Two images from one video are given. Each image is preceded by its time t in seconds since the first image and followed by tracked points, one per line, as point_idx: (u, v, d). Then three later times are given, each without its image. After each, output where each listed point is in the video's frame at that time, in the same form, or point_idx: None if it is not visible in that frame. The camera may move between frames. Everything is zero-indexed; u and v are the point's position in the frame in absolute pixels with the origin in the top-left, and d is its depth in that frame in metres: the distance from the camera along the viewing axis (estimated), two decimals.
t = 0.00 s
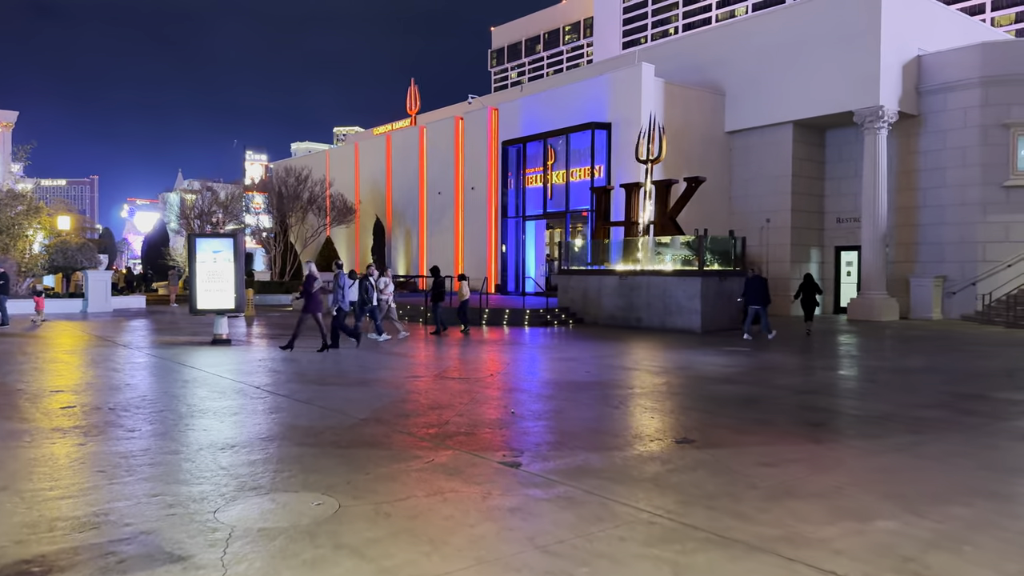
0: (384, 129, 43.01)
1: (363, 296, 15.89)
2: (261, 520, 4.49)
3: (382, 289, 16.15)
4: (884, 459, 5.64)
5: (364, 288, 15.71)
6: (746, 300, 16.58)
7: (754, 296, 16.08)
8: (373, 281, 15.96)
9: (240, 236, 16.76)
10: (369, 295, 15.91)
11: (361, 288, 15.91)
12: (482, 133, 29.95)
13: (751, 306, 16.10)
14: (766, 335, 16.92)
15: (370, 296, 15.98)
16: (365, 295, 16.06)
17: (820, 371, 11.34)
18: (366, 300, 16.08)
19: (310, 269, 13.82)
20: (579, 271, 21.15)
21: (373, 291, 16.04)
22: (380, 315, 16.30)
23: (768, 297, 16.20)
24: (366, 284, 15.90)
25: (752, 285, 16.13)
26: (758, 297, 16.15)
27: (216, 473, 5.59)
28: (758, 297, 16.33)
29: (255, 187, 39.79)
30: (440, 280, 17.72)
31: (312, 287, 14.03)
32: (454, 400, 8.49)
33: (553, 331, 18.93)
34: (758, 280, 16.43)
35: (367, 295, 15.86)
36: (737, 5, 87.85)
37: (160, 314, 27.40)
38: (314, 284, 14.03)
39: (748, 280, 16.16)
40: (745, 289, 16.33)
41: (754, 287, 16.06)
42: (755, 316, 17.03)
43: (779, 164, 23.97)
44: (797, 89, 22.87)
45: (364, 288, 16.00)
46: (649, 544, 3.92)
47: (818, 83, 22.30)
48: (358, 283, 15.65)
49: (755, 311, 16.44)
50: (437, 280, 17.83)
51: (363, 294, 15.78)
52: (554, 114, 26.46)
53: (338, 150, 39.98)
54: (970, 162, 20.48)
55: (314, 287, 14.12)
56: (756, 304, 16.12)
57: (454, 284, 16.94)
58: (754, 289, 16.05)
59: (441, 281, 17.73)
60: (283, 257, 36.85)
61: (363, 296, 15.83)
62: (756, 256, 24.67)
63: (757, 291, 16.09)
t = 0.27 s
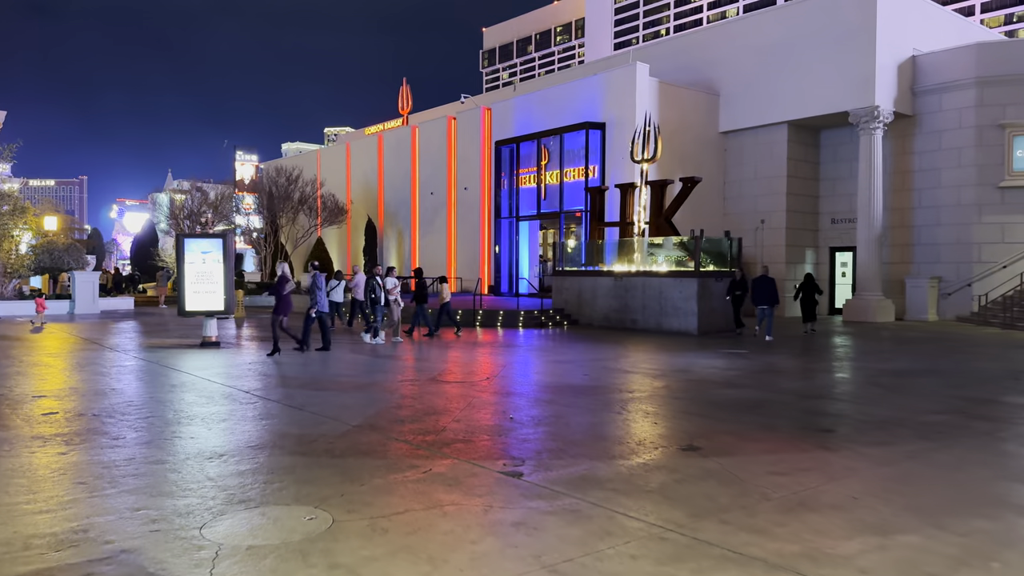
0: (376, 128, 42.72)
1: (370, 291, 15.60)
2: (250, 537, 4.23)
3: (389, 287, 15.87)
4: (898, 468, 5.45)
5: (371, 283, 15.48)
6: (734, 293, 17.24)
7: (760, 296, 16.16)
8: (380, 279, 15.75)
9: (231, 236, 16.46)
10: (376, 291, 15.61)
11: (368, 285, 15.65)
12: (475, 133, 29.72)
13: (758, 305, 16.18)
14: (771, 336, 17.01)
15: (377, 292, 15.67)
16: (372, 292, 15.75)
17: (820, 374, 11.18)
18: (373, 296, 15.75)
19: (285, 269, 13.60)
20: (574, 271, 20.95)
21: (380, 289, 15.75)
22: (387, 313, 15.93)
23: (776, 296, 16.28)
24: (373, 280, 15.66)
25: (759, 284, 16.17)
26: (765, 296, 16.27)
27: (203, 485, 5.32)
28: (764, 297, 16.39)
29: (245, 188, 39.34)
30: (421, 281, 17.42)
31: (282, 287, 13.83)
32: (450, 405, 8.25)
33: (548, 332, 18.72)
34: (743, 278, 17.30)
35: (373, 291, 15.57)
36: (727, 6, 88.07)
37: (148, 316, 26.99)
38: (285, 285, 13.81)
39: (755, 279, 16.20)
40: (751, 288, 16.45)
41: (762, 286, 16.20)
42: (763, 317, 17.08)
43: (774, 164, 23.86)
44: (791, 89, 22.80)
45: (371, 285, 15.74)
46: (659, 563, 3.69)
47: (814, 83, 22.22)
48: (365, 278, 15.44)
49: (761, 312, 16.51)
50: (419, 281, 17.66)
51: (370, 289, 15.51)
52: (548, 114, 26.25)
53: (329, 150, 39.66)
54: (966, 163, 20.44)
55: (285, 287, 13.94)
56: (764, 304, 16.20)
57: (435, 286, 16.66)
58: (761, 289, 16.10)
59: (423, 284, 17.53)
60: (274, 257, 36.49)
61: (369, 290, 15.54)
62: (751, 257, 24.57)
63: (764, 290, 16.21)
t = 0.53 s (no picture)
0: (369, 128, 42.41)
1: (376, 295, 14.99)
2: (233, 555, 3.95)
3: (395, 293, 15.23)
4: (914, 476, 5.24)
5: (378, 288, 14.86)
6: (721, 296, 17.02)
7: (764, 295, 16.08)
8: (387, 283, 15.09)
9: (220, 236, 16.12)
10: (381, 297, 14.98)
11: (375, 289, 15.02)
12: (468, 132, 29.45)
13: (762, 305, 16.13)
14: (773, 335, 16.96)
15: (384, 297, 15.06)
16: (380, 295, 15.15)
17: (822, 376, 10.98)
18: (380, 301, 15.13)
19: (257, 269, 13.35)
20: (569, 272, 20.72)
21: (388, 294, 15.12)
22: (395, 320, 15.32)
23: (780, 295, 16.30)
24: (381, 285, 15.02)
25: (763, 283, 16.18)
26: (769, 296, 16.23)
27: (185, 497, 5.04)
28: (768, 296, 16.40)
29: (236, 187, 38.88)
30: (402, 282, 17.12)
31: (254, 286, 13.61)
32: (446, 409, 7.98)
33: (543, 333, 18.49)
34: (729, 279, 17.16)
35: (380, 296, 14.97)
36: (720, 7, 88.20)
37: (137, 317, 26.60)
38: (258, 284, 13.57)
39: (759, 278, 16.19)
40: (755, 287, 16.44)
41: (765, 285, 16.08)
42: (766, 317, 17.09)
43: (769, 164, 23.71)
44: (787, 88, 22.65)
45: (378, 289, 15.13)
46: None
47: (810, 82, 22.09)
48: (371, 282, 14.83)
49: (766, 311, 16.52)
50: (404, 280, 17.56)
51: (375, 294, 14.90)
52: (542, 113, 26.02)
53: (321, 149, 39.31)
54: (963, 163, 20.32)
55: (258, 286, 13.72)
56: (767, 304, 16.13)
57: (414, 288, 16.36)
58: (765, 288, 16.09)
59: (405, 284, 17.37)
60: (265, 258, 36.13)
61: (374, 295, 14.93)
62: (746, 257, 24.42)
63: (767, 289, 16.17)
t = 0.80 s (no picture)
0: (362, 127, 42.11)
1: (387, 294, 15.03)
2: None
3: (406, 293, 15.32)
4: (933, 486, 5.02)
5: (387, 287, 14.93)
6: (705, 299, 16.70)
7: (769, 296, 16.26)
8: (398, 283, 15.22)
9: (210, 237, 15.81)
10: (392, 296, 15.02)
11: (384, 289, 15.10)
12: (462, 131, 29.20)
13: (766, 306, 16.32)
14: (777, 333, 17.11)
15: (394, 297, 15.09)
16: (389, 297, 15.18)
17: (824, 379, 10.78)
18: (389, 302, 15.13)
19: (229, 271, 13.07)
20: (566, 272, 20.49)
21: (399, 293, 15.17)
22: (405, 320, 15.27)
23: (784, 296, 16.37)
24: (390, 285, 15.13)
25: (767, 284, 16.23)
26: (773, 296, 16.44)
27: (169, 512, 4.77)
28: (772, 297, 16.47)
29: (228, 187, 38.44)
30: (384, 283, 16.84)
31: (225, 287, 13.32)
32: (442, 415, 7.73)
33: (539, 335, 18.25)
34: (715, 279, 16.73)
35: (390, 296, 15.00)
36: (714, 8, 88.25)
37: (127, 318, 26.26)
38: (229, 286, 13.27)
39: (763, 279, 16.26)
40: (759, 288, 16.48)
41: (768, 286, 16.19)
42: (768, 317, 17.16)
43: (766, 164, 23.56)
44: (785, 88, 22.51)
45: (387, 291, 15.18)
46: None
47: (807, 82, 21.95)
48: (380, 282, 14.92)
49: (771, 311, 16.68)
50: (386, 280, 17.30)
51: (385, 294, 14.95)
52: (538, 112, 25.80)
53: (315, 149, 38.99)
54: (961, 163, 20.20)
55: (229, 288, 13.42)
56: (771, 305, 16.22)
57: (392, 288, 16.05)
58: (769, 289, 16.15)
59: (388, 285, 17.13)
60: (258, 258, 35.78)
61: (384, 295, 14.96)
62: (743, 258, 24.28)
63: (771, 290, 16.21)
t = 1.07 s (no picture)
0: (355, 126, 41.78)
1: (396, 298, 14.43)
2: None
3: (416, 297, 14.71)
4: (954, 493, 4.81)
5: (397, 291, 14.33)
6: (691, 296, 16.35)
7: (771, 295, 16.17)
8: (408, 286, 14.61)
9: (200, 235, 15.52)
10: (401, 301, 14.42)
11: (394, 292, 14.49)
12: (457, 130, 28.93)
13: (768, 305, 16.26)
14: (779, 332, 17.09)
15: (403, 301, 14.48)
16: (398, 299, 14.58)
17: (827, 379, 10.57)
18: (398, 305, 14.53)
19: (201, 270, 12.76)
20: (561, 272, 20.25)
21: (408, 296, 14.58)
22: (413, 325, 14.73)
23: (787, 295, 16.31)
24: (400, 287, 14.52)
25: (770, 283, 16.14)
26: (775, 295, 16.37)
27: (151, 525, 4.50)
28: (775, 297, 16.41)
29: (220, 186, 37.98)
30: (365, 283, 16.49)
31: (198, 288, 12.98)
32: (438, 418, 7.47)
33: (535, 335, 18.00)
34: (701, 278, 16.40)
35: (400, 299, 14.40)
36: (707, 8, 88.35)
37: (117, 318, 25.87)
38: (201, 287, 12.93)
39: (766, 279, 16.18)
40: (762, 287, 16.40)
41: (771, 285, 16.11)
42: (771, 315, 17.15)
43: (763, 163, 23.41)
44: (782, 86, 22.35)
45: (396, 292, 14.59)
46: None
47: (804, 80, 21.81)
48: (390, 285, 14.32)
49: (773, 309, 16.60)
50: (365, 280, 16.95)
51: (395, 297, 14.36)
52: (533, 110, 25.56)
53: (307, 147, 38.63)
54: (959, 161, 20.07)
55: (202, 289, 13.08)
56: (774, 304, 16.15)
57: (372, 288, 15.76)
58: (772, 288, 16.07)
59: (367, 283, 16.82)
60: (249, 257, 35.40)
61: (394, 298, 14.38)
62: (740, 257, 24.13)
63: (774, 289, 16.12)
